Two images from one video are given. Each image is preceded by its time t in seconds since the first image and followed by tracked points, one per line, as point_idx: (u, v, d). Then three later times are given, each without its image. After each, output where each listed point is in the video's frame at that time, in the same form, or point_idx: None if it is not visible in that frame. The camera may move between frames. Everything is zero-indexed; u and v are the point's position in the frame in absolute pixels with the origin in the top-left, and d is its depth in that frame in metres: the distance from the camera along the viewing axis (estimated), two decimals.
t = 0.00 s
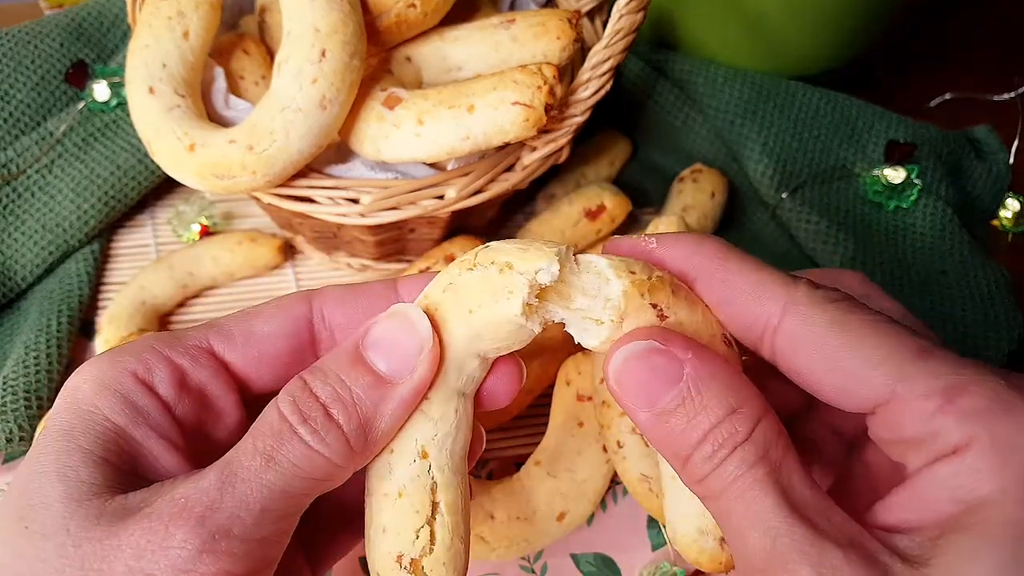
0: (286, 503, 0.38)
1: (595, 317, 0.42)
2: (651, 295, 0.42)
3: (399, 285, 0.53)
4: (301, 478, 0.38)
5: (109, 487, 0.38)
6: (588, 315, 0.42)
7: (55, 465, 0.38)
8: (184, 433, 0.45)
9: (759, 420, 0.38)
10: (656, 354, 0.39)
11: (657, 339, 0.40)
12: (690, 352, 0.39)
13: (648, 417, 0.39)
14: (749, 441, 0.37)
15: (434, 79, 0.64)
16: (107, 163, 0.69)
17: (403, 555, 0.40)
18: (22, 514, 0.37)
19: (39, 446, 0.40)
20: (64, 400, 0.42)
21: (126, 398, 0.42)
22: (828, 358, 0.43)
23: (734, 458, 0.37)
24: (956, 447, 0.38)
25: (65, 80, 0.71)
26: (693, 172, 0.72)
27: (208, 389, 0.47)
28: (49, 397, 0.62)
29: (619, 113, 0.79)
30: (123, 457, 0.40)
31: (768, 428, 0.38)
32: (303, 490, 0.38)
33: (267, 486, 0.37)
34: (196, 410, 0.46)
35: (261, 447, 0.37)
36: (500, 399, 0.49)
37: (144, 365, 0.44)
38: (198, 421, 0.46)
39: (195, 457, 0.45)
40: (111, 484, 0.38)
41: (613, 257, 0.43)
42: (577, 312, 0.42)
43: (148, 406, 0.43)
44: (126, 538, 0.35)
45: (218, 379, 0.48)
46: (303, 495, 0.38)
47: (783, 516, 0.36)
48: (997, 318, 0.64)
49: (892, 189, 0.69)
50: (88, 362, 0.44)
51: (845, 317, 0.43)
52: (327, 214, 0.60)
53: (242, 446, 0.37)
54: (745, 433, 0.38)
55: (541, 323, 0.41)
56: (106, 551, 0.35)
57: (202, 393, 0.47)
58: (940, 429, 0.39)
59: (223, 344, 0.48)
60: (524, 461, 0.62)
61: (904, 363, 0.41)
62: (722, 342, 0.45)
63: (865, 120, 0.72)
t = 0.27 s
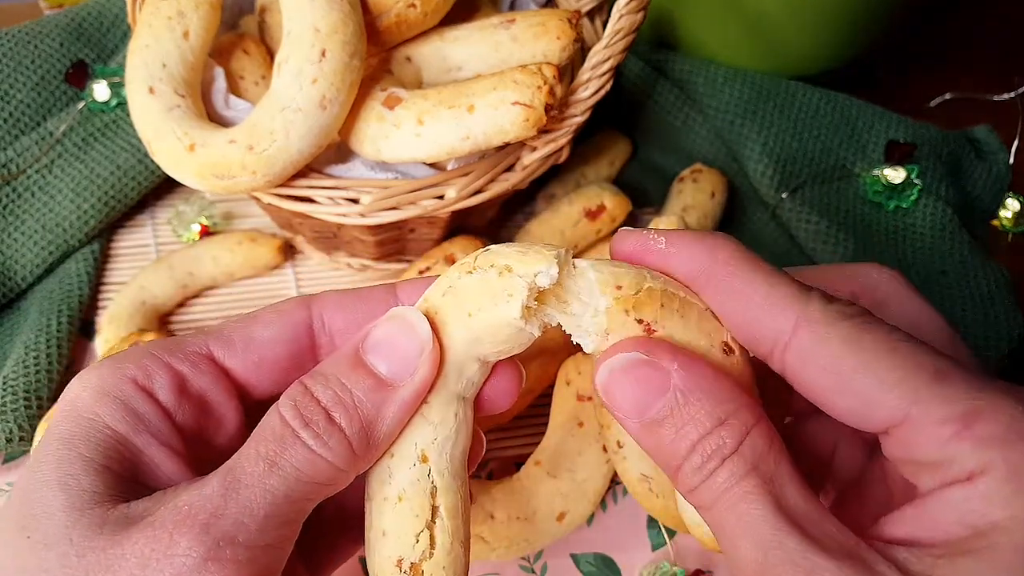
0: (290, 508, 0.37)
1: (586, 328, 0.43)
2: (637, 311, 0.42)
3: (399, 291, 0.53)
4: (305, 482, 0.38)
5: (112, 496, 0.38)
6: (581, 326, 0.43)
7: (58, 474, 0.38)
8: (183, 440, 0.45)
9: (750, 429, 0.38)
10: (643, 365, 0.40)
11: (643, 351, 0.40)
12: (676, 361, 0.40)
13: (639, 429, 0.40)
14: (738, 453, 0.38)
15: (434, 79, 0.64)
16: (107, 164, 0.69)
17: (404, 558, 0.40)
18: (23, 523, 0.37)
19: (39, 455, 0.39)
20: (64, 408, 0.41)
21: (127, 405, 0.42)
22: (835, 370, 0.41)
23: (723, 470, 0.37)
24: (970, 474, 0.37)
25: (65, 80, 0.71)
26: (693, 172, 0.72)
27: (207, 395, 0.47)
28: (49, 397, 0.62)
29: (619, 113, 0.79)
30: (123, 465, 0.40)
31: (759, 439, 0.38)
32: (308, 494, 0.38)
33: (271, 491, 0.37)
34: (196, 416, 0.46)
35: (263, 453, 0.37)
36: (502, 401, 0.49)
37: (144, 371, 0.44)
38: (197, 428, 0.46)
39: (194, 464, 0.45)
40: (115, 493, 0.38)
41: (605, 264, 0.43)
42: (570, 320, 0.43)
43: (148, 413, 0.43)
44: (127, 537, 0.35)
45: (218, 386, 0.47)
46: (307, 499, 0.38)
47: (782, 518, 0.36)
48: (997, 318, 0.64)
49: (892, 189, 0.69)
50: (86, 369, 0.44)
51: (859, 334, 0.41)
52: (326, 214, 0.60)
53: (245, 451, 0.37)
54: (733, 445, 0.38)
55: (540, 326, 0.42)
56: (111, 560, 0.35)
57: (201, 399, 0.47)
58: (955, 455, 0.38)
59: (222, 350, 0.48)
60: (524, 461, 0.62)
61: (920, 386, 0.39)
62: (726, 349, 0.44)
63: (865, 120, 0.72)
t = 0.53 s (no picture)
0: (305, 510, 0.37)
1: (606, 315, 0.43)
2: (663, 295, 0.42)
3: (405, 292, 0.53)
4: (321, 484, 0.38)
5: (125, 503, 0.38)
6: (601, 314, 0.43)
7: (71, 482, 0.38)
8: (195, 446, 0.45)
9: (771, 425, 0.38)
10: (665, 347, 0.40)
11: (671, 334, 0.40)
12: (704, 349, 0.40)
13: (655, 412, 0.40)
14: (759, 443, 0.37)
15: (434, 79, 0.64)
16: (107, 163, 0.69)
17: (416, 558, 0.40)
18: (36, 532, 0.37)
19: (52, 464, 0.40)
20: (75, 417, 0.41)
21: (138, 411, 0.42)
22: (849, 380, 0.41)
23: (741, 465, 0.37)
24: (978, 491, 0.37)
25: (65, 80, 0.71)
26: (693, 172, 0.72)
27: (217, 400, 0.47)
28: (49, 396, 0.62)
29: (619, 113, 0.79)
30: (135, 471, 0.40)
31: (778, 435, 0.38)
32: (321, 495, 0.38)
33: (285, 493, 0.36)
34: (206, 422, 0.46)
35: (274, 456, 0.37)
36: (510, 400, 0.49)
37: (154, 378, 0.44)
38: (208, 433, 0.46)
39: (207, 470, 0.45)
40: (128, 501, 0.38)
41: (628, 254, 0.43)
42: (590, 307, 0.43)
43: (158, 420, 0.43)
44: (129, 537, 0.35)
45: (227, 391, 0.47)
46: (320, 501, 0.38)
47: (784, 518, 0.36)
48: (997, 318, 0.64)
49: (892, 189, 0.69)
50: (96, 377, 0.44)
51: (876, 346, 0.41)
52: (326, 214, 0.60)
53: (257, 455, 0.37)
54: (753, 437, 0.38)
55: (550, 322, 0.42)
56: (124, 567, 0.34)
57: (212, 403, 0.47)
58: (964, 472, 0.38)
59: (232, 354, 0.48)
60: (524, 461, 0.62)
61: (932, 402, 0.39)
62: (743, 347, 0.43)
63: (865, 120, 0.72)
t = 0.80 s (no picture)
0: (294, 526, 0.37)
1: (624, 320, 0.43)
2: (685, 296, 0.42)
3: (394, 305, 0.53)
4: (311, 502, 0.38)
5: (120, 524, 0.38)
6: (620, 318, 0.43)
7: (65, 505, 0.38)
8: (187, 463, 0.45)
9: (787, 433, 0.38)
10: (686, 346, 0.39)
11: (692, 333, 0.40)
12: (722, 350, 0.39)
13: (671, 412, 0.40)
14: (776, 447, 0.37)
15: (434, 79, 0.64)
16: (107, 163, 0.69)
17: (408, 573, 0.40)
18: (29, 555, 0.37)
19: (43, 488, 0.39)
20: (65, 439, 0.41)
21: (128, 431, 0.42)
22: (859, 389, 0.41)
23: (756, 470, 0.37)
24: (987, 508, 0.37)
25: (65, 80, 0.71)
26: (693, 172, 0.72)
27: (209, 416, 0.47)
28: (49, 397, 0.62)
29: (619, 112, 0.79)
30: (126, 491, 0.40)
31: (794, 445, 0.38)
32: (312, 512, 0.38)
33: (272, 512, 0.36)
34: (198, 438, 0.46)
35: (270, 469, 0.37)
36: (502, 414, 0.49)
37: (144, 396, 0.44)
38: (201, 449, 0.46)
39: (200, 485, 0.45)
40: (123, 522, 0.38)
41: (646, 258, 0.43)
42: (609, 310, 0.43)
43: (150, 438, 0.43)
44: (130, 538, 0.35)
45: (219, 407, 0.47)
46: (309, 518, 0.38)
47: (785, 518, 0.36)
48: (997, 319, 0.64)
49: (892, 189, 0.69)
50: (86, 398, 0.44)
51: (887, 359, 0.41)
52: (327, 214, 0.60)
53: (247, 474, 0.37)
54: (768, 443, 0.37)
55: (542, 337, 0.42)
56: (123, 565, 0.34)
57: (204, 419, 0.47)
58: (973, 489, 0.38)
59: (223, 371, 0.48)
60: (525, 461, 0.61)
61: (943, 416, 0.39)
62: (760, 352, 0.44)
63: (865, 121, 0.72)
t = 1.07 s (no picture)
0: (240, 505, 0.38)
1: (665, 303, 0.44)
2: (728, 285, 0.43)
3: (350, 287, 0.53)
4: (258, 478, 0.38)
5: (69, 508, 0.38)
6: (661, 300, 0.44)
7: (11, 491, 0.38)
8: (145, 456, 0.45)
9: (824, 423, 0.38)
10: (726, 334, 0.39)
11: (732, 323, 0.40)
12: (764, 339, 0.39)
13: (710, 401, 0.39)
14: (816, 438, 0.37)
15: (434, 79, 0.64)
16: (107, 163, 0.69)
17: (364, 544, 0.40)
18: None
19: None
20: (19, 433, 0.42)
21: (81, 421, 0.42)
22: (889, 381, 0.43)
23: (792, 457, 0.37)
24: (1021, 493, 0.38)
25: (65, 80, 0.71)
26: (693, 172, 0.71)
27: (166, 405, 0.47)
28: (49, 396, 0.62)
29: (619, 113, 0.79)
30: (78, 480, 0.40)
31: (831, 435, 0.38)
32: (262, 490, 0.39)
33: (218, 489, 0.37)
34: (156, 429, 0.46)
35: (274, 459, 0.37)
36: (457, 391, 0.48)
37: (99, 388, 0.44)
38: (159, 440, 0.46)
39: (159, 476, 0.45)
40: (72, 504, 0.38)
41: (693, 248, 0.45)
42: (646, 292, 0.44)
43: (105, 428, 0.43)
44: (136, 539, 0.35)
45: (175, 396, 0.47)
46: (260, 495, 0.39)
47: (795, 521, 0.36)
48: (996, 319, 0.64)
49: (892, 189, 0.69)
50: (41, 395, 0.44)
51: (920, 354, 0.43)
52: (326, 214, 0.60)
53: (192, 456, 0.37)
54: (806, 434, 0.37)
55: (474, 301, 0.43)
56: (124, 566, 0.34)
57: (162, 410, 0.47)
58: (1005, 475, 0.39)
59: (177, 361, 0.48)
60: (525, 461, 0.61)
61: (979, 405, 0.40)
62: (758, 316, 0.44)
63: (864, 121, 0.72)
